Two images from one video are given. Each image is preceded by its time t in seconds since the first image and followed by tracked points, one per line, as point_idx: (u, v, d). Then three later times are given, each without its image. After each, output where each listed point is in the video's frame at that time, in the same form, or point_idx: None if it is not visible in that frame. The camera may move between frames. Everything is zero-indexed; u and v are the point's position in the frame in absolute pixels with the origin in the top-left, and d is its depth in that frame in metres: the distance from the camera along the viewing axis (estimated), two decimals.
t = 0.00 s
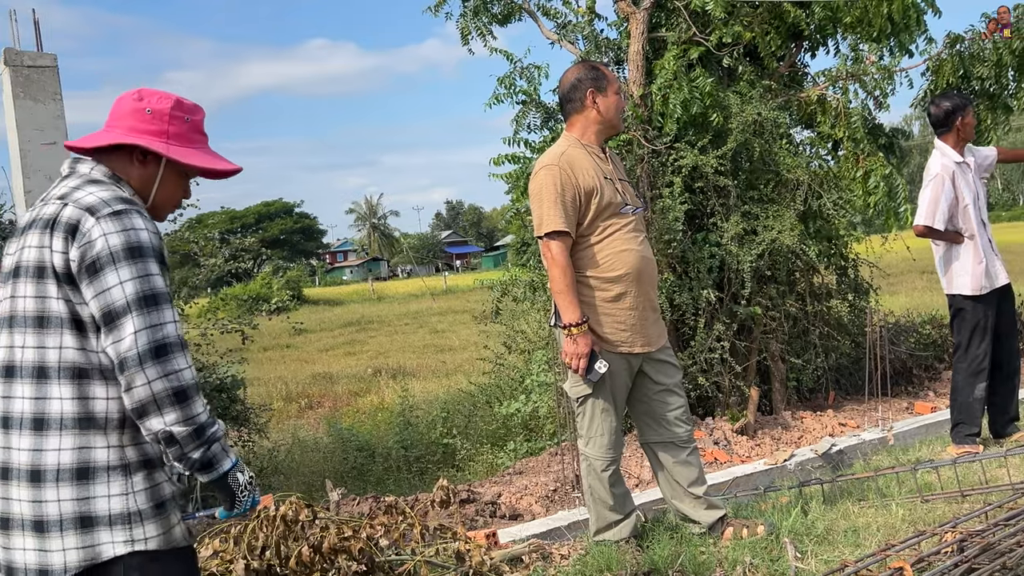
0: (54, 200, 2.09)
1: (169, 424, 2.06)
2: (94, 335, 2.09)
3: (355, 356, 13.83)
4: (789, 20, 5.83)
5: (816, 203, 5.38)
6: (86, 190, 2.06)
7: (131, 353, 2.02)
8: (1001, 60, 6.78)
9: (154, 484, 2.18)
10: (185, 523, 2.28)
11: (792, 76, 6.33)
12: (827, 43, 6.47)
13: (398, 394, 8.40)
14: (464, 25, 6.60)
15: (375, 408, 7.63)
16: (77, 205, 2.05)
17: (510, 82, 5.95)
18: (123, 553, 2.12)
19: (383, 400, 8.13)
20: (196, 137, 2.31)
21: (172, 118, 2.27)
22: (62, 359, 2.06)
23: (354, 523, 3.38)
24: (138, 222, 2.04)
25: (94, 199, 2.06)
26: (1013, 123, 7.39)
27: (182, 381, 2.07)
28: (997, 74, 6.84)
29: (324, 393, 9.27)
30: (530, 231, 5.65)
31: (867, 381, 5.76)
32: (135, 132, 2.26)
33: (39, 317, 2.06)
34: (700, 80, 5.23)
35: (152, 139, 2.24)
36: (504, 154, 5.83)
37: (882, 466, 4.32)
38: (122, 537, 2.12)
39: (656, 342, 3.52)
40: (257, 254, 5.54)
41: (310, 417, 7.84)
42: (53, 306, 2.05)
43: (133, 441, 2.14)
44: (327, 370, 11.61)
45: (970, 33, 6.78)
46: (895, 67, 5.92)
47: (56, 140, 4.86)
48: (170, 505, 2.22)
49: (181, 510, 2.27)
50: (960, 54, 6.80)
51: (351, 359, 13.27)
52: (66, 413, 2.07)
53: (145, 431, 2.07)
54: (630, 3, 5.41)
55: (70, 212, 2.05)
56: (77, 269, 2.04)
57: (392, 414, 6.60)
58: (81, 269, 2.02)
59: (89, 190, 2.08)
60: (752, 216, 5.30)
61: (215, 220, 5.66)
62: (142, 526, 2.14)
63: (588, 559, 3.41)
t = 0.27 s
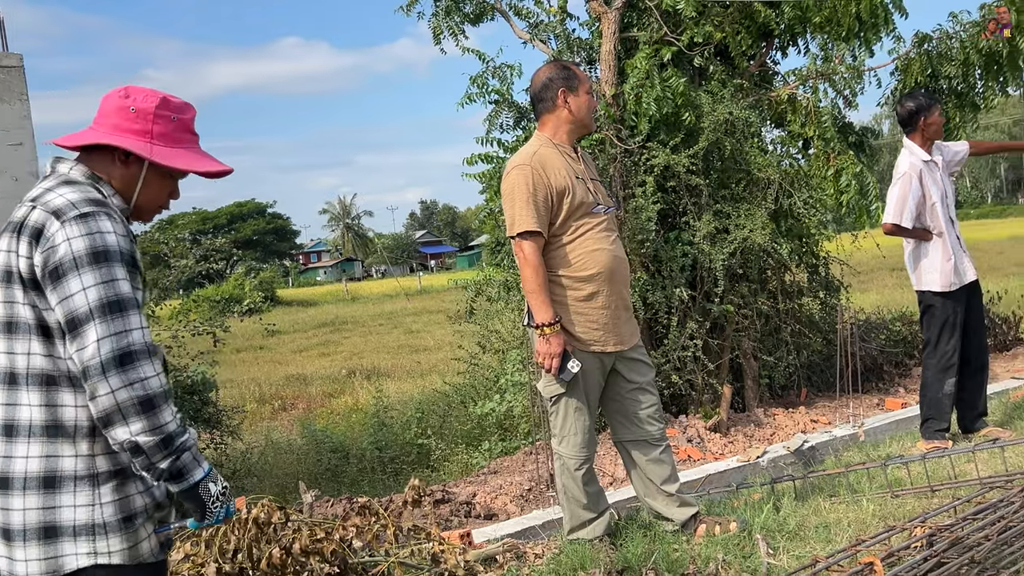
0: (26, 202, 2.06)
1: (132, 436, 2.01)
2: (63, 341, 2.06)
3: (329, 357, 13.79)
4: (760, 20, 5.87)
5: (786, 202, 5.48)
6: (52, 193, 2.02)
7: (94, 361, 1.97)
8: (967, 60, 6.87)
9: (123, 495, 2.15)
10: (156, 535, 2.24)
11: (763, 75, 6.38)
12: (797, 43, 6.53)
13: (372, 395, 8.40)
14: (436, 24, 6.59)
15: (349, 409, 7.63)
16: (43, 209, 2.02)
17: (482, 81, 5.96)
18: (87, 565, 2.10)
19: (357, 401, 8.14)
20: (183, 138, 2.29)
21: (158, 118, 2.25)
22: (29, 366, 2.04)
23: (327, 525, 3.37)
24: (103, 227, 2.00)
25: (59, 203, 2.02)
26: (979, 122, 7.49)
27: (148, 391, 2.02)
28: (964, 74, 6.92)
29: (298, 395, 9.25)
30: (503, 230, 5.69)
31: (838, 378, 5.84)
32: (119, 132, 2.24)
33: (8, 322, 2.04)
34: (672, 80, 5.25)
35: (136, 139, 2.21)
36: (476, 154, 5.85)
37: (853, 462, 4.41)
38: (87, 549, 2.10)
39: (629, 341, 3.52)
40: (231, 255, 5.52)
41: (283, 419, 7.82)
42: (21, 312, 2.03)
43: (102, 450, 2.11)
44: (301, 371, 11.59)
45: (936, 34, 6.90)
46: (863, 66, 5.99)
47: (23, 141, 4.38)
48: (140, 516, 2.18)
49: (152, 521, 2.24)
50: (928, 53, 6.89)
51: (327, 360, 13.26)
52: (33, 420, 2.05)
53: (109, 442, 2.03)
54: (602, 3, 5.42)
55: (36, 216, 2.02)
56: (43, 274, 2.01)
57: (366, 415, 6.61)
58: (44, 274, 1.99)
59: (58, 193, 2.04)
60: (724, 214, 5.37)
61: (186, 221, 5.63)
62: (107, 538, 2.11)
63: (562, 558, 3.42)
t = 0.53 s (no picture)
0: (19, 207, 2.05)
1: (126, 445, 2.00)
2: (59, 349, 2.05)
3: (305, 357, 13.74)
4: (732, 19, 5.90)
5: (760, 199, 5.52)
6: (41, 197, 2.00)
7: (86, 369, 1.96)
8: (938, 59, 6.94)
9: (121, 503, 2.13)
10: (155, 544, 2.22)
11: (736, 74, 6.44)
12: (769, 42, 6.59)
13: (348, 396, 8.38)
14: (411, 22, 6.58)
15: (326, 409, 7.62)
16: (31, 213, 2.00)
17: (457, 80, 5.97)
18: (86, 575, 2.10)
19: (333, 401, 8.13)
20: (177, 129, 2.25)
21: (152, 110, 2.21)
22: (28, 375, 2.05)
23: (302, 526, 3.37)
24: (91, 230, 1.97)
25: (46, 207, 1.99)
26: (949, 120, 7.58)
27: (141, 399, 2.00)
28: (934, 72, 7.00)
29: (273, 396, 9.21)
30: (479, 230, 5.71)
31: (812, 374, 5.90)
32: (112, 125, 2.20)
33: (5, 330, 2.05)
34: (647, 79, 5.27)
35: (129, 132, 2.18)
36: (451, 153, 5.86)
37: (826, 458, 4.48)
38: (85, 559, 2.09)
39: (605, 339, 3.53)
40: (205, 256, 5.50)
41: (258, 420, 7.79)
42: (17, 320, 2.03)
43: (99, 459, 2.10)
44: (277, 372, 11.55)
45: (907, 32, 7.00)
46: (834, 65, 6.04)
47: None
48: (140, 525, 2.17)
49: (152, 530, 2.23)
50: (899, 52, 7.00)
51: (304, 360, 13.22)
52: (31, 429, 2.05)
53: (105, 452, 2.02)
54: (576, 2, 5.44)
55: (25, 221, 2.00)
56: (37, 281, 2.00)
57: (343, 415, 6.60)
58: (35, 281, 1.98)
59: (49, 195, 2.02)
60: (698, 213, 5.42)
61: (159, 221, 5.59)
62: (106, 548, 2.11)
63: (539, 556, 3.42)
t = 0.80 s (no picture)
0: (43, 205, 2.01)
1: (141, 448, 1.96)
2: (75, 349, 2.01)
3: (282, 357, 13.67)
4: (708, 18, 5.93)
5: (737, 198, 5.56)
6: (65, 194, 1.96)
7: (104, 372, 1.92)
8: (911, 58, 7.01)
9: (135, 507, 2.09)
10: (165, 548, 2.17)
11: (711, 72, 6.48)
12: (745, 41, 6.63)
13: (326, 396, 8.36)
14: (387, 21, 6.56)
15: (304, 410, 7.58)
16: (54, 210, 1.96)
17: (434, 79, 5.97)
18: None
19: (311, 402, 8.09)
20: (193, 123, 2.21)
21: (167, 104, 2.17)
22: (43, 373, 2.01)
23: (280, 527, 3.36)
24: (114, 230, 1.93)
25: (71, 205, 1.96)
26: (923, 119, 7.66)
27: (158, 404, 1.96)
28: (908, 71, 7.07)
29: (250, 397, 9.17)
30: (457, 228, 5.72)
31: (788, 371, 5.95)
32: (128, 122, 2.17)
33: (22, 328, 2.01)
34: (625, 78, 5.27)
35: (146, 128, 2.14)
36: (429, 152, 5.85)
37: (803, 453, 4.52)
38: (94, 560, 2.05)
39: (583, 337, 3.53)
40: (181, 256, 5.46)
41: (235, 421, 7.75)
42: (33, 318, 1.99)
43: (113, 462, 2.06)
44: (254, 373, 11.48)
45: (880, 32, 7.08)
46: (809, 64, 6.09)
47: None
48: (151, 528, 2.12)
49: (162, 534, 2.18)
50: (873, 50, 7.07)
51: (282, 361, 13.15)
52: (45, 428, 2.01)
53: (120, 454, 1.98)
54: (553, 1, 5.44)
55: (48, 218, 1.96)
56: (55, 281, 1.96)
57: (321, 416, 6.58)
58: (55, 278, 1.94)
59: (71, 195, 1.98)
60: (675, 211, 5.45)
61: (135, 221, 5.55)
62: (115, 551, 2.06)
63: (518, 554, 3.42)
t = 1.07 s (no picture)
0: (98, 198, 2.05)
1: (179, 435, 1.96)
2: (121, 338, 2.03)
3: (264, 357, 13.63)
4: (687, 17, 5.95)
5: (716, 196, 5.60)
6: (118, 188, 2.00)
7: (148, 360, 1.94)
8: (889, 57, 7.05)
9: (175, 495, 2.09)
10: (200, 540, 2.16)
11: (690, 71, 6.51)
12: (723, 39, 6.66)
13: (307, 396, 8.35)
14: (366, 20, 6.54)
15: (284, 410, 7.58)
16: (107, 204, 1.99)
17: (413, 78, 5.96)
18: (131, 563, 2.06)
19: (291, 402, 8.09)
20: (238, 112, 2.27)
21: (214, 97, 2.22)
22: (89, 361, 2.03)
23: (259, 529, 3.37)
24: (163, 224, 1.95)
25: (123, 199, 1.99)
26: (900, 117, 7.72)
27: (198, 393, 1.97)
28: (885, 70, 7.11)
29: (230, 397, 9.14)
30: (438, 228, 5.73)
31: (767, 369, 6.01)
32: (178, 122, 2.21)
33: (72, 317, 2.04)
34: (605, 76, 5.30)
35: (201, 124, 2.19)
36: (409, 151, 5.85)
37: (783, 450, 4.56)
38: (132, 546, 2.06)
39: (562, 336, 3.53)
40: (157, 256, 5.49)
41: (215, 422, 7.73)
42: (83, 307, 2.02)
43: (155, 451, 2.07)
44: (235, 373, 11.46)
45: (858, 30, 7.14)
46: (787, 62, 6.12)
47: None
48: (187, 517, 2.11)
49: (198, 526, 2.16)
50: (850, 49, 7.12)
51: (262, 360, 13.13)
52: (91, 415, 2.03)
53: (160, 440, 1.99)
54: None
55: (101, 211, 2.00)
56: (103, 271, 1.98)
57: (301, 416, 6.58)
58: (104, 269, 1.96)
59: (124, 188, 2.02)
60: (655, 209, 5.48)
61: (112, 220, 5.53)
62: (152, 538, 2.06)
63: (499, 553, 3.42)
